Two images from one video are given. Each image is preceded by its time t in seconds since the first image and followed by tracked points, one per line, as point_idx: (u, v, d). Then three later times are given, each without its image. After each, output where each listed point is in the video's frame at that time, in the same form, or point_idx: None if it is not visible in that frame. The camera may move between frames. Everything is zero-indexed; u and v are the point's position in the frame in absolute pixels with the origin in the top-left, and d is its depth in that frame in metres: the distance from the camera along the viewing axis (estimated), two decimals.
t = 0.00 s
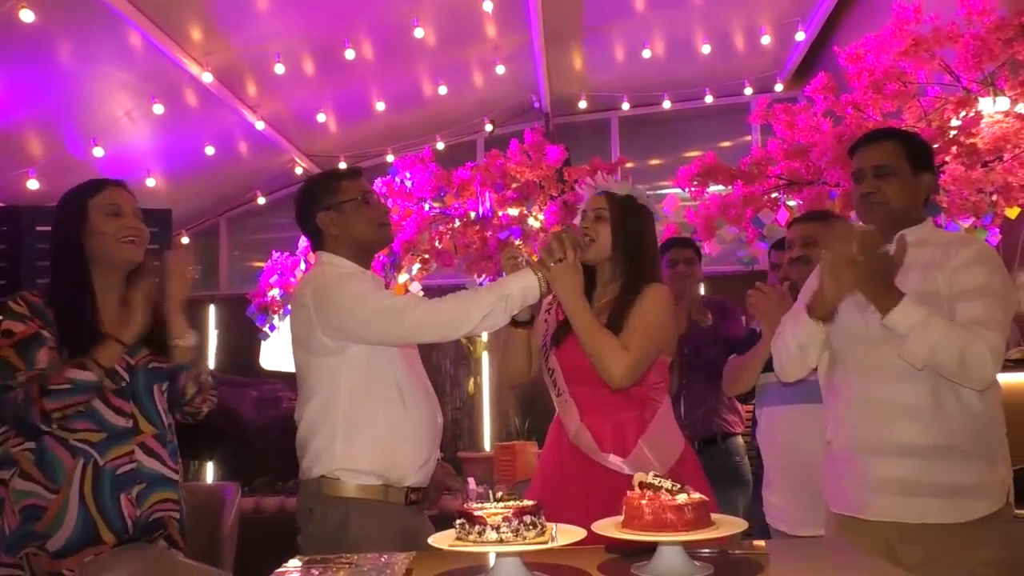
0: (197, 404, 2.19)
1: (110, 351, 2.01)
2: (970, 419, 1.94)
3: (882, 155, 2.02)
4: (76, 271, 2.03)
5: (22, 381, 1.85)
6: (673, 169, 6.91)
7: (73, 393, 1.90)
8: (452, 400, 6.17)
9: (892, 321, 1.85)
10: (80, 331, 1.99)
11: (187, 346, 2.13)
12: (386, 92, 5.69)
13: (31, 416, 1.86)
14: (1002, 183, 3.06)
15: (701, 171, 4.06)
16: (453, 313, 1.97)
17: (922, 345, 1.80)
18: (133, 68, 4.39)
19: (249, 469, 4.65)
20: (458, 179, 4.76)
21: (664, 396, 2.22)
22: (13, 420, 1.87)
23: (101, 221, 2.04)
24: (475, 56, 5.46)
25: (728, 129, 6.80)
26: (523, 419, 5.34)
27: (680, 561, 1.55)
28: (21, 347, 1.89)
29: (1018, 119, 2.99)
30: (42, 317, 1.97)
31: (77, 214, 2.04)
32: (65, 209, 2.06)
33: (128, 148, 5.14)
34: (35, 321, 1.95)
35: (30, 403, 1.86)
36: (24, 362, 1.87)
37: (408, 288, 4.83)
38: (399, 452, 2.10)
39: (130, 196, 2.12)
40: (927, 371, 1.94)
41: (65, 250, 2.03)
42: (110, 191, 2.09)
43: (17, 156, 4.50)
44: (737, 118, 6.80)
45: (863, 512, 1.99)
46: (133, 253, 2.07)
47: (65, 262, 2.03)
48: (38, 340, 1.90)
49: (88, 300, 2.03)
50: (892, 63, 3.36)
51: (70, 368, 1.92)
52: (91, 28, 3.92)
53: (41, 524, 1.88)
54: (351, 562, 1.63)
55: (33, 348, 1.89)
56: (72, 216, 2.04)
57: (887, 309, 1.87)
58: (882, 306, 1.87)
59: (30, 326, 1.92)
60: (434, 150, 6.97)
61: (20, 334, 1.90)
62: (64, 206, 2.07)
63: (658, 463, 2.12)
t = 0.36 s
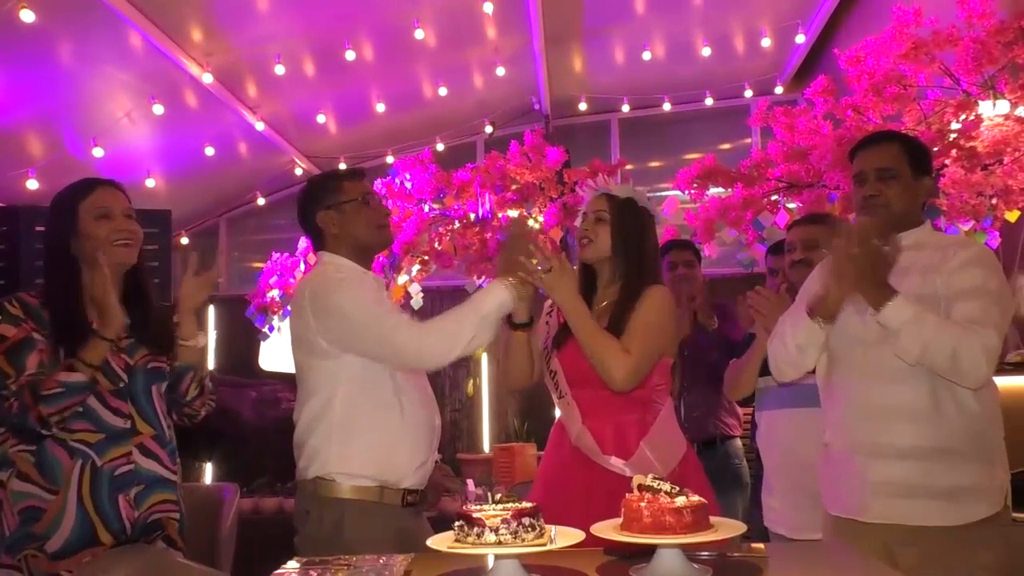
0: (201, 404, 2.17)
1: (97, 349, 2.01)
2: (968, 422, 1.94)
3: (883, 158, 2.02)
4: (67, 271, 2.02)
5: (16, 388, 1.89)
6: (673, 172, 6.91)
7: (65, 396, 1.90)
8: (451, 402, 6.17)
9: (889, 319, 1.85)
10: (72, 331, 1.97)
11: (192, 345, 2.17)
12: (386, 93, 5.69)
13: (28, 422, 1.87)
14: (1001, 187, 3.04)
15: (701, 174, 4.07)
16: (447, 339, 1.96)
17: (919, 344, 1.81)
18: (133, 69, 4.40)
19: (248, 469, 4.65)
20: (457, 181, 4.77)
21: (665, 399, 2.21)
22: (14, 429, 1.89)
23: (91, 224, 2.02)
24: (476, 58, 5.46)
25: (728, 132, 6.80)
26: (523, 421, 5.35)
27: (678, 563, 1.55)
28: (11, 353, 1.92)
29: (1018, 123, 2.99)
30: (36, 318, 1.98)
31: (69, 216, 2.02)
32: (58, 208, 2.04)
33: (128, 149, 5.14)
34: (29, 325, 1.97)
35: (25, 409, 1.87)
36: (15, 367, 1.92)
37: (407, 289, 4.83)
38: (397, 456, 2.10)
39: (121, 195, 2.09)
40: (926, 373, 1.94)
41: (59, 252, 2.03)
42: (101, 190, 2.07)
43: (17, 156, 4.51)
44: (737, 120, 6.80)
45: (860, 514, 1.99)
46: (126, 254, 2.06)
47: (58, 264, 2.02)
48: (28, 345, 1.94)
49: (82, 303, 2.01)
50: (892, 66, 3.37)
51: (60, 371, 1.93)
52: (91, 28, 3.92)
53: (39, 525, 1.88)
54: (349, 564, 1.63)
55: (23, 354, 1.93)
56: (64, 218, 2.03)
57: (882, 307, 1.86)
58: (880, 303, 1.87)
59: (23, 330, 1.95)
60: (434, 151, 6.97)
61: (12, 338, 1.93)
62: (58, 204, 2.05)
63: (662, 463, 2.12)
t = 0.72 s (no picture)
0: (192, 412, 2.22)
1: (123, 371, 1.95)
2: (968, 425, 1.94)
3: (886, 160, 2.02)
4: (69, 274, 2.01)
5: (28, 390, 1.83)
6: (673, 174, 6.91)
7: (79, 407, 1.90)
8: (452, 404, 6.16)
9: (886, 329, 1.86)
10: (75, 337, 1.95)
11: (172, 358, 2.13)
12: (386, 95, 5.69)
13: (35, 426, 1.83)
14: (1001, 188, 3.04)
15: (701, 175, 4.08)
16: (325, 397, 2.04)
17: (919, 348, 1.81)
18: (134, 71, 4.39)
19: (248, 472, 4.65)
20: (458, 183, 4.77)
21: (667, 400, 2.21)
22: (16, 433, 1.85)
23: (100, 228, 2.01)
24: (475, 60, 5.47)
25: (727, 134, 6.81)
26: (523, 423, 5.34)
27: (679, 564, 1.55)
28: (18, 355, 1.85)
29: (1017, 124, 3.00)
30: (36, 322, 1.93)
31: (78, 219, 2.02)
32: (63, 208, 2.04)
33: (128, 151, 5.14)
34: (33, 327, 1.91)
35: (36, 412, 1.83)
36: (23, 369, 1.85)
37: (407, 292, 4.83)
38: (391, 459, 2.09)
39: (127, 200, 2.09)
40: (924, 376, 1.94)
41: (65, 253, 2.02)
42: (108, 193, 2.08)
43: (17, 157, 4.50)
44: (736, 122, 6.80)
45: (861, 517, 1.99)
46: (131, 260, 2.05)
47: (62, 266, 2.01)
48: (34, 347, 1.88)
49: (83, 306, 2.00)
50: (891, 68, 3.37)
51: (79, 383, 1.92)
52: (92, 31, 3.92)
53: (41, 529, 1.86)
54: (350, 566, 1.64)
55: (31, 355, 1.86)
56: (70, 219, 2.03)
57: (880, 317, 1.87)
58: (876, 315, 1.88)
59: (26, 331, 1.89)
60: (434, 153, 6.97)
61: (16, 340, 1.86)
62: (61, 204, 2.05)
63: (659, 465, 2.11)
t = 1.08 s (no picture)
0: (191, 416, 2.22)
1: (98, 368, 1.95)
2: (965, 424, 1.94)
3: (878, 160, 2.02)
4: (70, 276, 2.00)
5: (9, 398, 1.85)
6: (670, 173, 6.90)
7: (60, 411, 1.89)
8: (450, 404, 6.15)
9: (898, 344, 1.85)
10: (70, 340, 1.93)
11: (180, 362, 2.18)
12: (383, 95, 5.69)
13: (18, 433, 1.84)
14: (998, 186, 3.07)
15: (698, 175, 4.06)
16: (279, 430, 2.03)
17: (929, 358, 1.81)
18: (130, 72, 4.39)
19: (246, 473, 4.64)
20: (454, 183, 4.79)
21: (675, 401, 2.23)
22: (3, 441, 1.84)
23: (101, 233, 2.01)
24: (472, 60, 5.46)
25: (724, 133, 6.82)
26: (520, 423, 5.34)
27: (676, 563, 1.55)
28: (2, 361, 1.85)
29: (1014, 123, 3.00)
30: (27, 323, 1.93)
31: (80, 221, 2.01)
32: (66, 208, 2.03)
33: (125, 152, 5.13)
34: (20, 330, 1.90)
35: (18, 419, 1.84)
36: (6, 376, 1.85)
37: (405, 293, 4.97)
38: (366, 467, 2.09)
39: (129, 205, 2.08)
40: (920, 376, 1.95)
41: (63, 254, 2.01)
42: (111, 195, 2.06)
43: (13, 158, 4.50)
44: (733, 122, 6.81)
45: (860, 517, 1.99)
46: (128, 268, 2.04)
47: (62, 266, 2.00)
48: (22, 352, 1.88)
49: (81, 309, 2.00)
50: (887, 67, 3.38)
51: (57, 386, 1.90)
52: (87, 31, 3.92)
53: (37, 532, 1.86)
54: (348, 566, 1.64)
55: (16, 362, 1.86)
56: (73, 220, 2.02)
57: (891, 333, 1.87)
58: (887, 333, 1.88)
59: (14, 336, 1.88)
60: (431, 153, 6.97)
61: (4, 344, 1.86)
62: (66, 203, 2.04)
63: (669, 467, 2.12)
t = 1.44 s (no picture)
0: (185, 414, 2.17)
1: (91, 363, 1.98)
2: (965, 415, 1.94)
3: (876, 155, 2.01)
4: (70, 270, 2.00)
5: (5, 398, 1.86)
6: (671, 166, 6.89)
7: (56, 408, 1.89)
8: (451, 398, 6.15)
9: (895, 339, 1.87)
10: (70, 338, 1.95)
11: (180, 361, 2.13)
12: (383, 89, 5.68)
13: (18, 432, 1.85)
14: (999, 179, 3.06)
15: (699, 168, 4.05)
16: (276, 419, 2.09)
17: (930, 354, 1.82)
18: (129, 66, 4.37)
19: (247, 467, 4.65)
20: (455, 177, 4.77)
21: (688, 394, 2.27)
22: (4, 437, 1.87)
23: (102, 230, 2.00)
24: (472, 54, 5.45)
25: (725, 126, 6.80)
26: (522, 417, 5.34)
27: (677, 554, 1.55)
28: None
29: (1015, 115, 3.01)
30: (25, 320, 1.94)
31: (80, 217, 2.00)
32: (65, 201, 2.02)
33: (125, 146, 5.12)
34: (17, 326, 1.92)
35: (17, 419, 1.85)
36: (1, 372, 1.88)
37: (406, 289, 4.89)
38: (354, 462, 2.12)
39: (132, 202, 2.07)
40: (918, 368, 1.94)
41: (64, 249, 2.00)
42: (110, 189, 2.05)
43: (12, 153, 4.50)
44: (733, 115, 6.80)
45: (861, 509, 1.99)
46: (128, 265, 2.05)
47: (63, 261, 2.00)
48: (16, 348, 1.90)
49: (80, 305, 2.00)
50: (888, 59, 3.35)
51: (53, 383, 1.90)
52: (86, 26, 3.91)
53: (38, 524, 1.87)
54: (349, 558, 1.64)
55: (11, 358, 1.89)
56: (72, 215, 2.00)
57: (889, 328, 1.89)
58: (884, 327, 1.90)
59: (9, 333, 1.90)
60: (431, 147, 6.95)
61: None
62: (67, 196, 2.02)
63: (691, 462, 2.15)
